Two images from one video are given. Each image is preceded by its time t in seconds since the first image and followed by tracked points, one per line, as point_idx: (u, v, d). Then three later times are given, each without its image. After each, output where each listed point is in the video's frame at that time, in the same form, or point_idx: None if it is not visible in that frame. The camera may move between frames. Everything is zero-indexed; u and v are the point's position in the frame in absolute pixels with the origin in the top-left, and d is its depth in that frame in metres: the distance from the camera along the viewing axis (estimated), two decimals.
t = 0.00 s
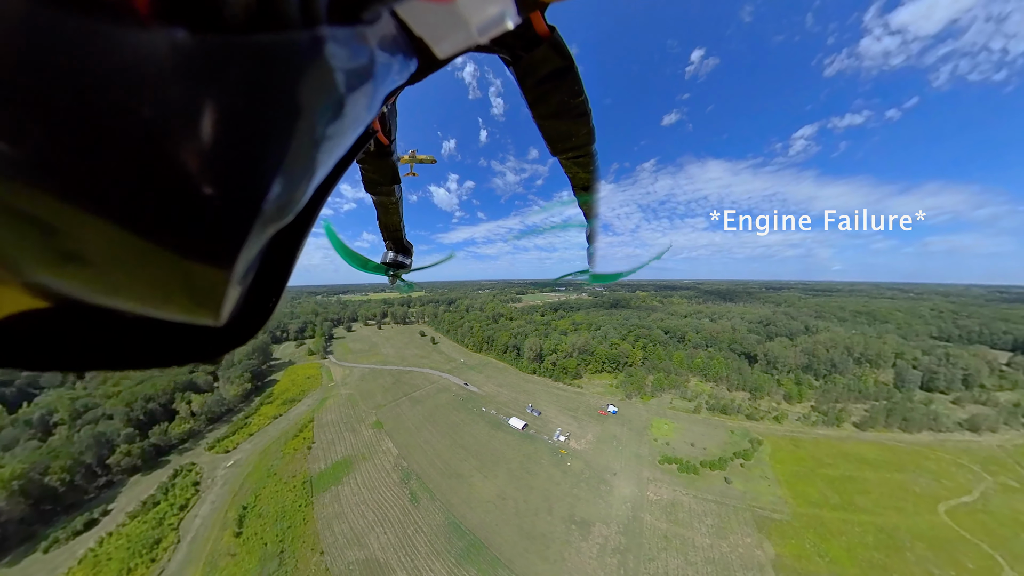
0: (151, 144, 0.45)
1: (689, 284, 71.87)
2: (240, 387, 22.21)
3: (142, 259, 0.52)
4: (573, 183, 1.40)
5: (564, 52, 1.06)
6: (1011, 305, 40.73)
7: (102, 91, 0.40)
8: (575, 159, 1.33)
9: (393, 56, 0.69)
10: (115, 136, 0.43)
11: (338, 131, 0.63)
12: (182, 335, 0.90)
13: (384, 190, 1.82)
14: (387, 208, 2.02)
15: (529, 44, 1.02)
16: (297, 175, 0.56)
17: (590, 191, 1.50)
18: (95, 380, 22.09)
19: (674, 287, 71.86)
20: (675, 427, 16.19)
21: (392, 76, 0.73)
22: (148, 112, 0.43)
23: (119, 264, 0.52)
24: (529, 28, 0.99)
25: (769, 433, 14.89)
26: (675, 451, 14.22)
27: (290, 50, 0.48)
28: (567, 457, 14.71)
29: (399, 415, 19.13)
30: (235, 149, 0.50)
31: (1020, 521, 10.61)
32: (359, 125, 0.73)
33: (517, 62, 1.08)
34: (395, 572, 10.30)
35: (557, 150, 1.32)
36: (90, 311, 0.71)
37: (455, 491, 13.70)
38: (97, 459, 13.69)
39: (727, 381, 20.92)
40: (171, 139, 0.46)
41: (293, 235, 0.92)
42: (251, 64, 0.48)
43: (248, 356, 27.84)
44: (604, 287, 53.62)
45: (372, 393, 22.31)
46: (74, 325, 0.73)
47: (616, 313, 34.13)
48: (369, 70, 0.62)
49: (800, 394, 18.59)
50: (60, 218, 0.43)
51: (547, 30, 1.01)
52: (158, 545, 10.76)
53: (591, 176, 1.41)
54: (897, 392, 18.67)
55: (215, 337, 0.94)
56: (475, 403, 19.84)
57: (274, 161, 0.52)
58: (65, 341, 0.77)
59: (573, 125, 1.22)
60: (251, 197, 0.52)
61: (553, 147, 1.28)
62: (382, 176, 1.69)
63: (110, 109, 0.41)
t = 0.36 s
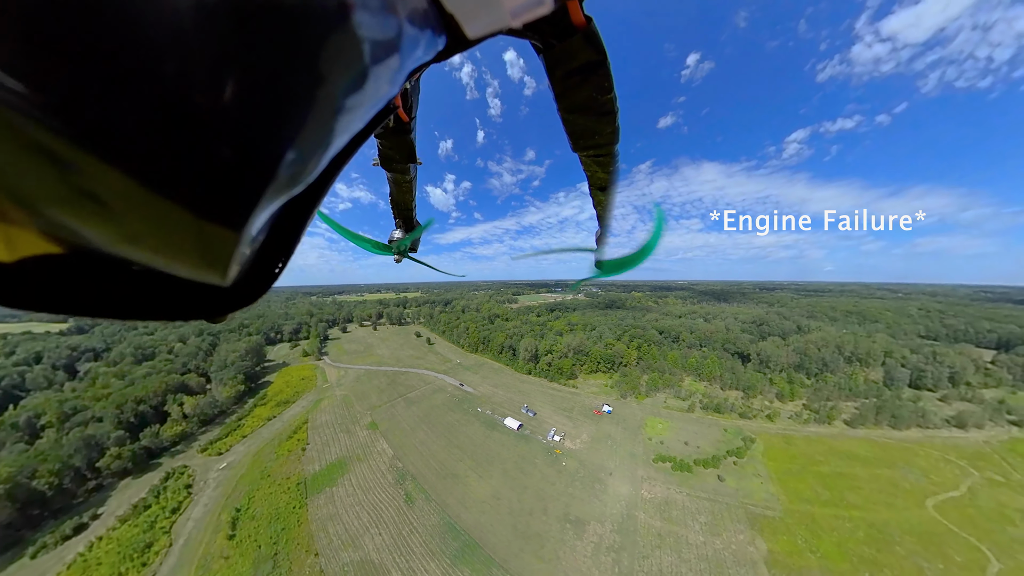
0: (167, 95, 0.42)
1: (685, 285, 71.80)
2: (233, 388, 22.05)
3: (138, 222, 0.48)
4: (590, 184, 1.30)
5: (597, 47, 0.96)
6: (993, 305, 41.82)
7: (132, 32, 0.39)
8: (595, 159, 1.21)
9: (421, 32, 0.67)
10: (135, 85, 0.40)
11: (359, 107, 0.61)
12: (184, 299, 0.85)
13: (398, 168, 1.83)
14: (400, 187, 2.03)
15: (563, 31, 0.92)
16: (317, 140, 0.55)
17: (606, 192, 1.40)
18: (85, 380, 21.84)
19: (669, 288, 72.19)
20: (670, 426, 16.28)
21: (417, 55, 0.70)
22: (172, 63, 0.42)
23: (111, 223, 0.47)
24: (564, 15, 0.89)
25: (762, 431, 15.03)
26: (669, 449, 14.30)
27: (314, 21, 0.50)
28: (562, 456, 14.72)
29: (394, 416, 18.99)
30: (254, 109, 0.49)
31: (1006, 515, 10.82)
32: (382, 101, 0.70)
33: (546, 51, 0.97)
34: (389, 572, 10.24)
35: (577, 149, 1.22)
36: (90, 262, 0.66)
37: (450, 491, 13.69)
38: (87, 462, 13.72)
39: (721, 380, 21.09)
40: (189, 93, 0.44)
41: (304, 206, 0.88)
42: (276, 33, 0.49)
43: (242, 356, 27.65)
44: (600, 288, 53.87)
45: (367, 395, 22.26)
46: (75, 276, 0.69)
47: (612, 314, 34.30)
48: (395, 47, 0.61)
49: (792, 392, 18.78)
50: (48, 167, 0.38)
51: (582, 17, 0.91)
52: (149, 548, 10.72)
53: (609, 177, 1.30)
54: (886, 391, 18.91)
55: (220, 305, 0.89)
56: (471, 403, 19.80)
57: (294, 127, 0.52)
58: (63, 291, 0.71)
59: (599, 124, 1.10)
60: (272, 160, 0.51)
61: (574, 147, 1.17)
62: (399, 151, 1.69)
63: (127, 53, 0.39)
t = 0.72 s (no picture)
0: (197, 67, 0.49)
1: (679, 287, 71.95)
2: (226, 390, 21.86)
3: (164, 183, 0.55)
4: (606, 185, 1.27)
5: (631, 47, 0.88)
6: (980, 305, 42.59)
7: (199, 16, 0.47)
8: (613, 161, 1.20)
9: (451, 12, 0.65)
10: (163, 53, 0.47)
11: (380, 87, 0.62)
12: (196, 258, 0.87)
13: (414, 150, 1.84)
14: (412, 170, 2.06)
15: (595, 27, 0.86)
16: (331, 119, 0.60)
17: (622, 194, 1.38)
18: (75, 382, 21.61)
19: (665, 288, 72.14)
20: (664, 425, 16.36)
21: (445, 39, 0.69)
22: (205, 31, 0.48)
23: (135, 180, 0.53)
24: (599, 9, 0.83)
25: (756, 430, 15.14)
26: (663, 449, 14.36)
27: None
28: (558, 456, 14.73)
29: (390, 416, 18.91)
30: (274, 81, 0.55)
31: (993, 510, 11.01)
32: (406, 81, 0.70)
33: (577, 46, 0.91)
34: (384, 573, 10.18)
35: (597, 148, 1.19)
36: (107, 216, 0.69)
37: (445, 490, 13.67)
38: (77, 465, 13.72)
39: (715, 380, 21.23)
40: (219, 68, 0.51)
41: (319, 177, 0.87)
42: (305, 10, 0.52)
43: (235, 357, 27.47)
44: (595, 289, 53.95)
45: (362, 396, 22.19)
46: (93, 226, 0.72)
47: (607, 314, 34.43)
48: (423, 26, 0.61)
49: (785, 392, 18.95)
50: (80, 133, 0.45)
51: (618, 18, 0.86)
52: (140, 552, 10.62)
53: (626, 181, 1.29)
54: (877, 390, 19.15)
55: (233, 265, 0.92)
56: (466, 403, 19.79)
57: (312, 104, 0.57)
58: (83, 238, 0.75)
59: (622, 126, 1.06)
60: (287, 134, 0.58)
61: (593, 146, 1.14)
62: (417, 134, 1.71)
63: (162, 23, 0.45)
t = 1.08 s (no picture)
0: (198, 26, 0.44)
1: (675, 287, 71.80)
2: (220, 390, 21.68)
3: (168, 145, 0.50)
4: (617, 188, 1.31)
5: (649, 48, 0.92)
6: (969, 304, 43.20)
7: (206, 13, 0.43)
8: (625, 163, 1.24)
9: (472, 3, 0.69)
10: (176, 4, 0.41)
11: (398, 70, 0.63)
12: (200, 229, 0.78)
13: (425, 138, 1.85)
14: (423, 158, 2.08)
15: (616, 26, 0.88)
16: (344, 104, 0.59)
17: (631, 196, 1.43)
18: (63, 384, 21.30)
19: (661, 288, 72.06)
20: (659, 424, 16.42)
21: (463, 25, 0.73)
22: None
23: (138, 136, 0.47)
24: (623, 8, 0.85)
25: (749, 428, 15.24)
26: (658, 448, 14.41)
27: None
28: (553, 456, 14.71)
29: (385, 417, 18.80)
30: (291, 60, 0.52)
31: (981, 505, 11.19)
32: (419, 66, 0.71)
33: (598, 44, 0.93)
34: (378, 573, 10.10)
35: (609, 149, 1.24)
36: (111, 185, 0.59)
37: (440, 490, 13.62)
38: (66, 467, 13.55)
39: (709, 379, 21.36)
40: (226, 22, 0.46)
41: (334, 156, 0.78)
42: None
43: (229, 358, 27.26)
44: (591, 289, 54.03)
45: (357, 397, 22.11)
46: (92, 195, 0.62)
47: (603, 315, 34.52)
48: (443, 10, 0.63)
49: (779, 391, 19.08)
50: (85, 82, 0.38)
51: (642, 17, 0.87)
52: (131, 555, 10.49)
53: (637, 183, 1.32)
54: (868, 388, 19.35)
55: (233, 241, 0.82)
56: (462, 403, 19.73)
57: (328, 86, 0.55)
58: (84, 204, 0.64)
59: (635, 130, 1.11)
60: (300, 112, 0.55)
61: (608, 147, 1.19)
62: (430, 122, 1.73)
63: None
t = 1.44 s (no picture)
0: (205, 18, 0.48)
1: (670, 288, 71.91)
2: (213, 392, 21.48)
3: (168, 132, 0.53)
4: (617, 191, 1.38)
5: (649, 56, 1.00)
6: (958, 304, 43.83)
7: (229, 18, 0.50)
8: (623, 169, 1.31)
9: (477, 6, 0.74)
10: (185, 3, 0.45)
11: (401, 69, 0.67)
12: (193, 221, 0.80)
13: (426, 139, 1.89)
14: (423, 157, 2.11)
15: (620, 31, 0.95)
16: (340, 102, 0.63)
17: (629, 200, 1.50)
18: (53, 385, 21.01)
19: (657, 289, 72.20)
20: (654, 423, 16.47)
21: (468, 27, 0.78)
22: None
23: (139, 123, 0.50)
24: (626, 17, 0.93)
25: (743, 427, 15.34)
26: (653, 447, 14.45)
27: None
28: (548, 456, 14.70)
29: (381, 418, 18.72)
30: (292, 56, 0.57)
31: (969, 498, 11.40)
32: (425, 64, 0.76)
33: (601, 50, 1.01)
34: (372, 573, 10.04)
35: (609, 156, 1.31)
36: (112, 171, 0.62)
37: (435, 491, 13.58)
38: (55, 470, 13.35)
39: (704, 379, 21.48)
40: (232, 16, 0.50)
41: (334, 153, 0.84)
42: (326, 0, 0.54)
43: (222, 359, 27.00)
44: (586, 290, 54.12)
45: (353, 397, 21.99)
46: (93, 181, 0.64)
47: (599, 316, 34.59)
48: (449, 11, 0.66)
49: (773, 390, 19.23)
50: (93, 63, 0.41)
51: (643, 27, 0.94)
52: (122, 559, 10.35)
53: (635, 187, 1.39)
54: (860, 386, 19.55)
55: (228, 238, 0.86)
56: (457, 404, 19.69)
57: (327, 80, 0.59)
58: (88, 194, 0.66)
59: (635, 136, 1.18)
60: (297, 108, 0.60)
61: (608, 153, 1.26)
62: (433, 123, 1.78)
63: None
